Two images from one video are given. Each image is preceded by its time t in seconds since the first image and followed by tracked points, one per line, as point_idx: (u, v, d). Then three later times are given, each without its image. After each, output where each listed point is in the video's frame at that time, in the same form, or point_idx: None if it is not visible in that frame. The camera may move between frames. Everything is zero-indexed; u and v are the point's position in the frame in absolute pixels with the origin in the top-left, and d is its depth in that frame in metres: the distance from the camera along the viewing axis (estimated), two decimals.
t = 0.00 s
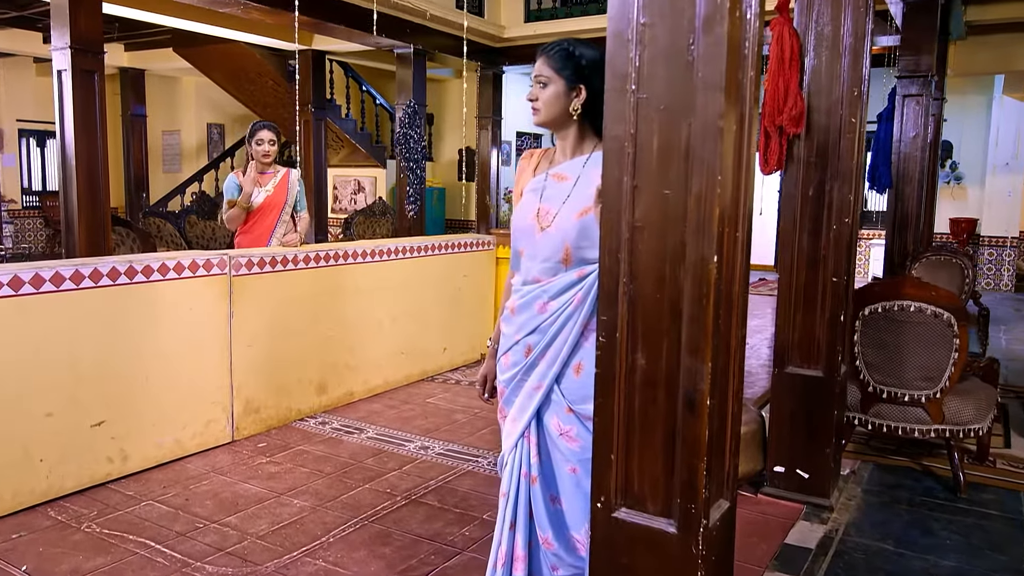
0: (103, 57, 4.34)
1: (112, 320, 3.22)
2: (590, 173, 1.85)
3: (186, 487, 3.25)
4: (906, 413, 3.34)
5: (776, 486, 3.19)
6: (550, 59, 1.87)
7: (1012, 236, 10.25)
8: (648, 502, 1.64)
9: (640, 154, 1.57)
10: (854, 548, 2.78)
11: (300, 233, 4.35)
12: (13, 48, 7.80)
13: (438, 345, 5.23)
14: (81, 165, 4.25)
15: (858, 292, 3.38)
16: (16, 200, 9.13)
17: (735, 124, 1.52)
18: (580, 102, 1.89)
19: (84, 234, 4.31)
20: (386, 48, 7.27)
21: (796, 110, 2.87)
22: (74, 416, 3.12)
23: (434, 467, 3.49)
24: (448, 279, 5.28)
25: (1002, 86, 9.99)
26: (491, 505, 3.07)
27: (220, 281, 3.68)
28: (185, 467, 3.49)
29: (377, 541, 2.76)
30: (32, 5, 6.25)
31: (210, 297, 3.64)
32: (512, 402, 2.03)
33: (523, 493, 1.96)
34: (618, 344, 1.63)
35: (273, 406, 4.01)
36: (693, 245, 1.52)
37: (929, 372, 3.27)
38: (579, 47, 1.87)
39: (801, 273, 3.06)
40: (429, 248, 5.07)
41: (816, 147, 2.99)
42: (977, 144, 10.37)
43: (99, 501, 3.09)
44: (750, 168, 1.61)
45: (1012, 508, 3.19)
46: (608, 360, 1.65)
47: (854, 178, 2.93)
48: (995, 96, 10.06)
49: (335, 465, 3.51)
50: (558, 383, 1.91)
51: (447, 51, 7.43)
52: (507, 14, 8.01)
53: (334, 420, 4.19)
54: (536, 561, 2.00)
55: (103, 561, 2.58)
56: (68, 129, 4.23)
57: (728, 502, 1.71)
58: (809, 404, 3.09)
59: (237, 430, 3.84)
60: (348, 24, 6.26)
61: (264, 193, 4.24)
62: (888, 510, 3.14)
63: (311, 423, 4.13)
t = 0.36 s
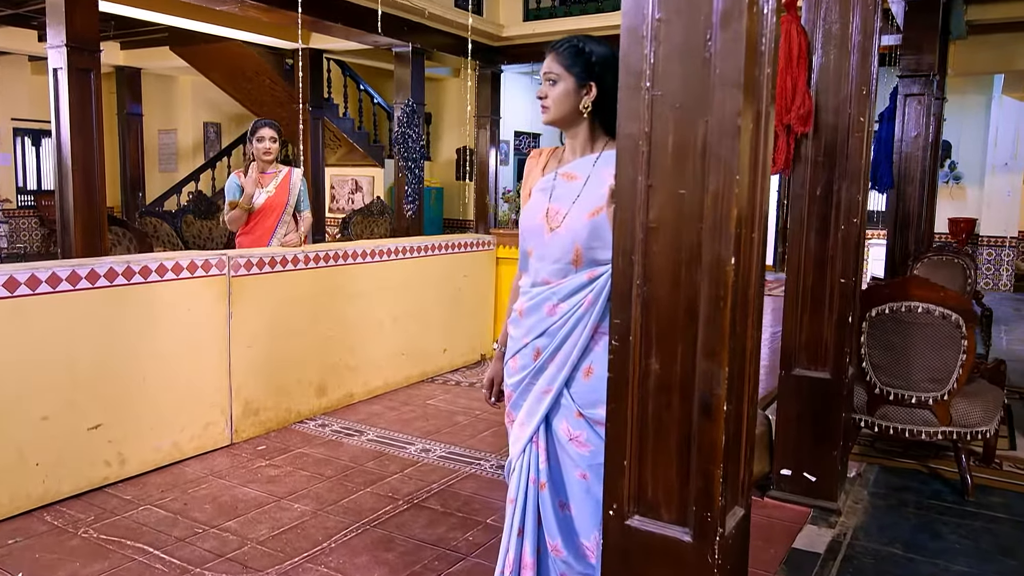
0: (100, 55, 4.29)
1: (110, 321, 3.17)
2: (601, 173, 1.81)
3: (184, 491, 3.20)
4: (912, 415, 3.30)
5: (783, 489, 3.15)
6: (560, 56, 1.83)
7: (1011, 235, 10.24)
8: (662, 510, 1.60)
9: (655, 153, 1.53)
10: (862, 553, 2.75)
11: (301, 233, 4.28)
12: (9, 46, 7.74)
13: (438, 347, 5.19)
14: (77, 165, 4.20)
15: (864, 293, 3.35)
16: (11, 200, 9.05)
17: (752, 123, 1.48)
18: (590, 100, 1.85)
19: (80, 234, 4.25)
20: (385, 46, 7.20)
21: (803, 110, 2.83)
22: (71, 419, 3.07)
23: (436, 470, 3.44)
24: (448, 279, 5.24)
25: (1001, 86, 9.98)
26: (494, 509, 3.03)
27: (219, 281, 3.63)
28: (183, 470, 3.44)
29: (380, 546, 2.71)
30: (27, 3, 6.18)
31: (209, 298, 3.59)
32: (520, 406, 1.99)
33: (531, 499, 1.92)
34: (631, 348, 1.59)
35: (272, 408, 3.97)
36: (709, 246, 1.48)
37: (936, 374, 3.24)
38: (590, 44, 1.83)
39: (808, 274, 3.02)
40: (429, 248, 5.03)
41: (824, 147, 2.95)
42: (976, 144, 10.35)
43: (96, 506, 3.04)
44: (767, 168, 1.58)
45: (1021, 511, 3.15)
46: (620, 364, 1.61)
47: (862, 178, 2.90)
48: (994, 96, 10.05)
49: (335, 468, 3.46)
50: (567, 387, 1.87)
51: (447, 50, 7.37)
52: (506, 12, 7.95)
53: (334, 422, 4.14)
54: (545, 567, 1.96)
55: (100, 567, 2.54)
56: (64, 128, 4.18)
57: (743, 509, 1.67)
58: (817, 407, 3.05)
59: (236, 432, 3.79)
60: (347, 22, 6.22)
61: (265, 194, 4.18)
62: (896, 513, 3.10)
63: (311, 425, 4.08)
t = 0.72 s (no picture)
0: (90, 53, 4.22)
1: (100, 324, 3.12)
2: (605, 172, 1.76)
3: (177, 496, 3.15)
4: (913, 416, 3.29)
5: (784, 491, 3.13)
6: (565, 53, 1.79)
7: (1002, 235, 10.28)
8: (670, 518, 1.56)
9: (664, 152, 1.49)
10: (865, 556, 2.72)
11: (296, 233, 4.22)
12: None
13: (433, 348, 5.14)
14: (66, 164, 4.13)
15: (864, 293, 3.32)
16: None
17: (765, 121, 1.44)
18: (596, 98, 1.81)
19: (69, 234, 4.18)
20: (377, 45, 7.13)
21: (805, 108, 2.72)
22: (60, 423, 3.01)
23: (433, 473, 3.40)
24: (443, 280, 5.20)
25: (992, 85, 10.01)
26: (492, 513, 2.99)
27: (211, 282, 3.57)
28: (175, 475, 3.38)
29: (377, 552, 2.67)
30: None
31: (201, 300, 3.53)
32: (523, 410, 1.94)
33: (534, 505, 1.87)
34: (639, 352, 1.55)
35: (265, 410, 3.91)
36: (720, 247, 1.44)
37: (937, 375, 3.21)
38: (595, 41, 1.79)
39: (809, 274, 3.00)
40: (423, 248, 4.98)
41: (825, 146, 2.93)
42: (968, 144, 10.38)
43: (87, 512, 2.98)
44: (778, 167, 1.54)
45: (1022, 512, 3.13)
46: (628, 369, 1.57)
47: (864, 177, 2.88)
48: (985, 96, 10.08)
49: (330, 472, 3.41)
50: (571, 391, 1.82)
51: (439, 49, 7.30)
52: (500, 12, 7.93)
53: (328, 425, 4.09)
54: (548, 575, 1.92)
55: None
56: (52, 126, 4.11)
57: (752, 516, 1.64)
58: (818, 409, 3.02)
59: (229, 436, 3.74)
60: (340, 21, 6.17)
61: (259, 194, 4.13)
62: (897, 515, 3.08)
63: (305, 428, 4.03)
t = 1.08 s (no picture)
0: (76, 51, 4.15)
1: (90, 325, 3.06)
2: (607, 171, 1.70)
3: (167, 501, 3.09)
4: (911, 418, 3.29)
5: (782, 494, 3.10)
6: (568, 50, 1.74)
7: (992, 235, 10.34)
8: (677, 525, 1.53)
9: (671, 152, 1.46)
10: (866, 559, 2.71)
11: (289, 233, 4.19)
12: None
13: (426, 349, 5.10)
14: (52, 163, 4.06)
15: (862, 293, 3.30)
16: None
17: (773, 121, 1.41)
18: (598, 96, 1.77)
19: (56, 235, 4.11)
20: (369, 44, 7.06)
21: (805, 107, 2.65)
22: (47, 427, 2.95)
23: (428, 477, 3.36)
24: (436, 280, 5.15)
25: (981, 86, 10.06)
26: (489, 518, 2.95)
27: (202, 284, 3.52)
28: (165, 479, 3.33)
29: (373, 558, 2.63)
30: None
31: (192, 301, 3.47)
32: (522, 414, 1.89)
33: (535, 511, 1.82)
34: (645, 356, 1.51)
35: (257, 413, 3.86)
36: (728, 249, 1.41)
37: (936, 376, 3.20)
38: (596, 39, 1.75)
39: (807, 274, 2.98)
40: (415, 248, 4.93)
41: (825, 146, 2.90)
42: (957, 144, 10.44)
43: (76, 518, 2.92)
44: (785, 167, 1.51)
45: (1020, 514, 3.12)
46: (634, 373, 1.53)
47: (863, 177, 2.86)
48: (975, 96, 10.13)
49: (324, 475, 3.37)
50: (572, 395, 1.77)
51: (431, 48, 7.24)
52: (492, 11, 7.81)
53: (321, 428, 4.04)
54: None
55: None
56: (39, 125, 4.04)
57: (759, 522, 1.60)
58: (816, 410, 3.00)
59: (220, 439, 3.68)
60: (330, 20, 6.11)
61: (251, 195, 4.06)
62: (896, 518, 3.06)
63: (298, 431, 3.98)
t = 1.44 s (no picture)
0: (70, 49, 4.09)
1: (85, 326, 3.02)
2: (615, 171, 1.66)
3: (163, 506, 3.05)
4: (914, 419, 3.27)
5: (785, 496, 3.08)
6: (575, 49, 1.69)
7: (987, 235, 10.34)
8: (689, 533, 1.49)
9: (683, 152, 1.42)
10: (871, 563, 2.68)
11: (285, 234, 4.13)
12: None
13: (424, 350, 5.05)
14: (45, 163, 4.01)
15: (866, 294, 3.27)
16: None
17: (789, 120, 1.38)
18: (605, 95, 1.72)
19: (48, 235, 4.05)
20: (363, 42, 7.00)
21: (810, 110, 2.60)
22: (41, 432, 2.90)
23: (428, 481, 3.32)
24: (433, 281, 5.10)
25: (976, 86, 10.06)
26: (490, 522, 2.91)
27: (198, 285, 3.47)
28: (161, 484, 3.28)
29: (373, 564, 2.59)
30: None
31: (187, 303, 3.43)
32: (528, 419, 1.85)
33: (541, 517, 1.78)
34: (656, 361, 1.48)
35: (253, 416, 3.81)
36: (744, 251, 1.38)
37: (939, 378, 3.18)
38: (603, 35, 1.70)
39: (812, 275, 2.95)
40: (412, 249, 4.88)
41: (829, 146, 2.87)
42: (953, 144, 10.42)
43: (70, 524, 2.87)
44: (799, 167, 1.48)
45: None
46: (645, 378, 1.50)
47: (867, 177, 2.83)
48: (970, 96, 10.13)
49: (322, 479, 3.32)
50: (580, 400, 1.73)
51: (427, 48, 7.18)
52: (488, 10, 7.77)
53: (318, 431, 4.00)
54: None
55: None
56: (31, 124, 3.99)
57: (772, 529, 1.57)
58: (820, 413, 2.97)
59: (217, 443, 3.63)
60: (325, 18, 6.03)
61: (247, 195, 4.03)
62: (901, 520, 3.04)
63: (294, 434, 3.93)
